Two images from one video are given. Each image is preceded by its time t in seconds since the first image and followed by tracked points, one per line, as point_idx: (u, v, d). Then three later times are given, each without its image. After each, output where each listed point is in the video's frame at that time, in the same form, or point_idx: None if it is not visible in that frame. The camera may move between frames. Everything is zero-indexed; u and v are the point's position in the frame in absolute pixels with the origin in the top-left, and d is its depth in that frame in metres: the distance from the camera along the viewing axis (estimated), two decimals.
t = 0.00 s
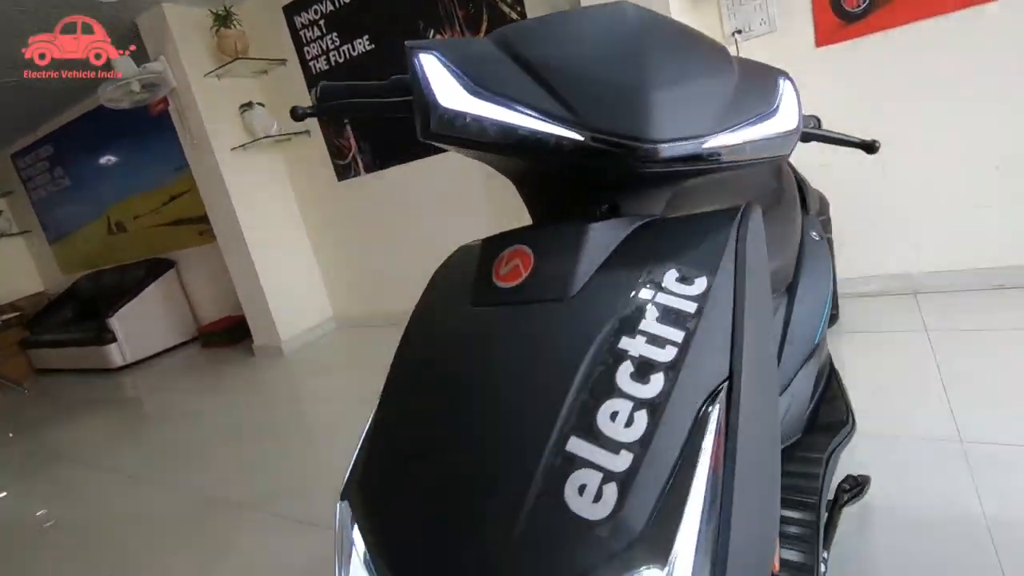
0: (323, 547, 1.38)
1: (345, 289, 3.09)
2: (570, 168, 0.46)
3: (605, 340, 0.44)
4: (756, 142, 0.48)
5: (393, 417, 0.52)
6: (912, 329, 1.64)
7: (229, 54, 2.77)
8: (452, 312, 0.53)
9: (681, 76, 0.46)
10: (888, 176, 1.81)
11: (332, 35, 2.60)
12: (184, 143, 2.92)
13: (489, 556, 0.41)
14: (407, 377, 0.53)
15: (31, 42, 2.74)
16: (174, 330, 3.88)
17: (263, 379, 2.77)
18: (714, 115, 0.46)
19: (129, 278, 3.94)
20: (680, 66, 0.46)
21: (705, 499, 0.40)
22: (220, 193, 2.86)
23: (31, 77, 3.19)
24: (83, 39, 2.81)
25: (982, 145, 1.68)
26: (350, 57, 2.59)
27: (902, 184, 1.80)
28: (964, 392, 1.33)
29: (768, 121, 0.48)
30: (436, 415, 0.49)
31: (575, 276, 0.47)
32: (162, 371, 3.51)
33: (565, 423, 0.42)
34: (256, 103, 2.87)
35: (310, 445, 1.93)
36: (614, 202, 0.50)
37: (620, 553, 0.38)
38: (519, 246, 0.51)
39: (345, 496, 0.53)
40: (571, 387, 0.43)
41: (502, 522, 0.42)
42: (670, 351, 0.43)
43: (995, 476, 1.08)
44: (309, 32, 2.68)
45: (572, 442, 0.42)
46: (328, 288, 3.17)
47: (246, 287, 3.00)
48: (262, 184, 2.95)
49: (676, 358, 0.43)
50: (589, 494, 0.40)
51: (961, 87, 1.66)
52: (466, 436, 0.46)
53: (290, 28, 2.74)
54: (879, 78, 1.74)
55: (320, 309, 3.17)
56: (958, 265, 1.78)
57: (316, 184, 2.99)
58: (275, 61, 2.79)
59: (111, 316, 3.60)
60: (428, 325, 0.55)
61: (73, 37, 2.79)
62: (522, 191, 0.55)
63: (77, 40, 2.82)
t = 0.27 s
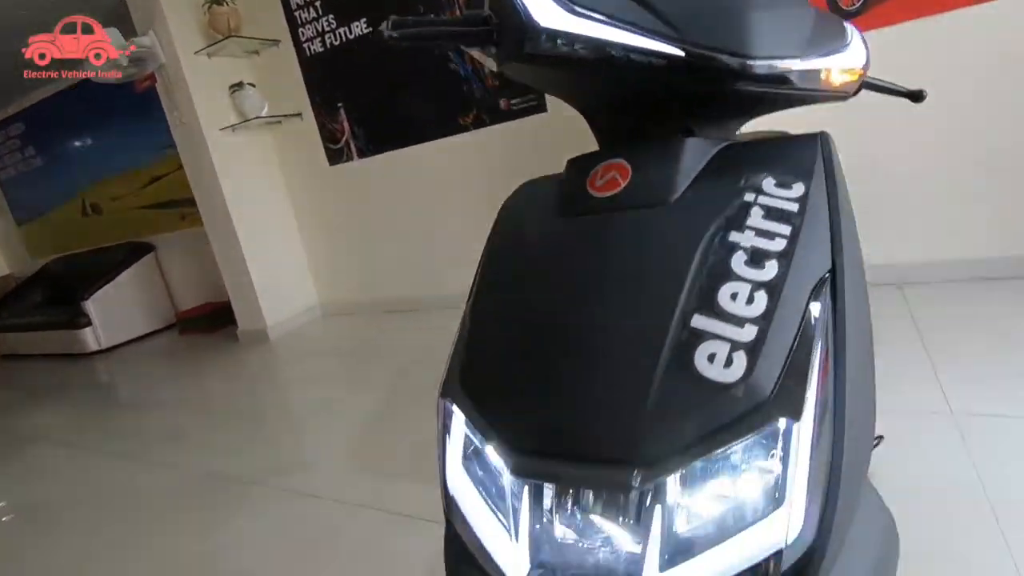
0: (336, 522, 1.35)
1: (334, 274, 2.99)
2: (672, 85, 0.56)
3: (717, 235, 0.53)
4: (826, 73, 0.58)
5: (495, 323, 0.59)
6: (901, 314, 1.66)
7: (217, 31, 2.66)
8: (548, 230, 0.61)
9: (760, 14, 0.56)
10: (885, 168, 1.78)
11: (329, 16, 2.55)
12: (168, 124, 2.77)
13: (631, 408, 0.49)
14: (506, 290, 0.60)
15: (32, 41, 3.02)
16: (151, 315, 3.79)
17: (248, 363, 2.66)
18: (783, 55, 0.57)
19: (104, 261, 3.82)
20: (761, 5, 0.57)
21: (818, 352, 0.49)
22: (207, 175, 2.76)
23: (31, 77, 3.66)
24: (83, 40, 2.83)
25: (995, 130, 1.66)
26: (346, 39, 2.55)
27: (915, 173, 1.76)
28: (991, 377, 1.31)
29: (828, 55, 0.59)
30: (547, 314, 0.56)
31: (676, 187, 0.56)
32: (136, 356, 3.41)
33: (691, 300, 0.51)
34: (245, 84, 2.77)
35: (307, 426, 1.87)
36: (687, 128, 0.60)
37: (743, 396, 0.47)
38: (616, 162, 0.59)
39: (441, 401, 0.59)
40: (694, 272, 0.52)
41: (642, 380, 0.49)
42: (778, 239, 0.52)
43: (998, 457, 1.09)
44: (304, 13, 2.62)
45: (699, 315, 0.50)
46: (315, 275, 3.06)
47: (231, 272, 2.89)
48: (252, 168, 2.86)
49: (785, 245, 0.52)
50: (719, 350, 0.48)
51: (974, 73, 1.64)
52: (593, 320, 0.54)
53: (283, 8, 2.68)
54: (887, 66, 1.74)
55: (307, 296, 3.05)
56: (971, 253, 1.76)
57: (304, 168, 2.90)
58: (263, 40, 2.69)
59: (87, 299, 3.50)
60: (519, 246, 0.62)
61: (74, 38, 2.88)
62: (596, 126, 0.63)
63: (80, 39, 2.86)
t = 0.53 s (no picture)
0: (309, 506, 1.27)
1: (305, 271, 2.88)
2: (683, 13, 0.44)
3: (745, 139, 0.38)
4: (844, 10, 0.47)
5: (503, 231, 0.44)
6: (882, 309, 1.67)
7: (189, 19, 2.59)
8: (547, 150, 0.47)
9: None
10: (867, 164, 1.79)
11: (304, 7, 2.46)
12: (135, 111, 2.68)
13: (649, 335, 0.32)
14: (516, 198, 0.45)
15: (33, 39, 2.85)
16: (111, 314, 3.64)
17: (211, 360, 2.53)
18: None
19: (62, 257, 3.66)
20: None
21: (860, 274, 0.34)
22: (176, 164, 2.65)
23: (32, 77, 3.67)
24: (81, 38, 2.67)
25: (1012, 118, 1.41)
26: (322, 31, 2.46)
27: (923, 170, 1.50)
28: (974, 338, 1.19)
29: None
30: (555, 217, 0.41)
31: (700, 100, 0.41)
32: (94, 355, 3.26)
33: (723, 201, 0.35)
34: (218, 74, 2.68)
35: (274, 416, 1.77)
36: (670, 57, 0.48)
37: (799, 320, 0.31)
38: (637, 84, 0.44)
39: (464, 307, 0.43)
40: (716, 169, 0.37)
41: (660, 305, 0.33)
42: (816, 144, 0.37)
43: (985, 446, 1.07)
44: (280, 3, 2.51)
45: (732, 216, 0.34)
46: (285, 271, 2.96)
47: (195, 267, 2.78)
48: (219, 161, 2.74)
49: (819, 153, 0.37)
50: (760, 255, 0.32)
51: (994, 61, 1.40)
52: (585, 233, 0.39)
53: None
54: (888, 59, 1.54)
55: (275, 293, 2.94)
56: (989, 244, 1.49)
57: (274, 161, 2.79)
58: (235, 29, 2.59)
59: (40, 296, 3.34)
60: (520, 166, 0.48)
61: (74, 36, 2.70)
62: (597, 60, 0.52)
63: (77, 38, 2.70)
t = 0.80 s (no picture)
0: (277, 515, 1.20)
1: (270, 283, 2.79)
2: None
3: (738, 105, 0.39)
4: None
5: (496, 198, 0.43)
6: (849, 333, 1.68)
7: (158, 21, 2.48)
8: (538, 125, 0.48)
9: None
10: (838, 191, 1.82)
11: (280, 17, 2.39)
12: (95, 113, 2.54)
13: (651, 281, 0.32)
14: (510, 168, 0.45)
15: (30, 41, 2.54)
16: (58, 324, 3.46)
17: (168, 371, 2.40)
18: None
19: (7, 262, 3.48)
20: None
21: (852, 228, 0.35)
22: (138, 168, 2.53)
23: None
24: (82, 40, 2.44)
25: (972, 145, 1.48)
26: (298, 41, 2.40)
27: (892, 196, 1.56)
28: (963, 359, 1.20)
29: None
30: (551, 180, 0.41)
31: (693, 71, 0.42)
32: (37, 367, 3.08)
33: (719, 158, 0.36)
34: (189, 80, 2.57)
35: (234, 429, 1.67)
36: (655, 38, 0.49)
37: (797, 264, 0.31)
38: (632, 57, 0.45)
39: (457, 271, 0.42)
40: (708, 131, 0.37)
41: (658, 252, 0.33)
42: (804, 111, 0.38)
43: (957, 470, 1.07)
44: (255, 12, 2.45)
45: (729, 171, 0.35)
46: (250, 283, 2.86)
47: (151, 277, 2.67)
48: (187, 167, 2.65)
49: (809, 118, 0.38)
50: (759, 205, 0.33)
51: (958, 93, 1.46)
52: (581, 192, 0.38)
53: (233, 6, 2.50)
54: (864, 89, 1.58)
55: (238, 305, 2.84)
56: (954, 267, 1.55)
57: (242, 169, 2.70)
58: (207, 35, 2.51)
59: None
60: (513, 141, 0.48)
61: (73, 37, 2.46)
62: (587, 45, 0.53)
63: (76, 39, 2.46)
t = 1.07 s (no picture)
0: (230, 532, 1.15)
1: (238, 297, 2.67)
2: None
3: (724, 90, 0.40)
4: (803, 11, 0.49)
5: (481, 178, 0.43)
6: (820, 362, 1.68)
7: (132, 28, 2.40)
8: (523, 111, 0.48)
9: None
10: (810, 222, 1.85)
11: (260, 31, 2.33)
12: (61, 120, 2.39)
13: (641, 244, 0.32)
14: (495, 150, 0.45)
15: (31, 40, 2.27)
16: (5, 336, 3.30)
17: (120, 386, 2.28)
18: None
19: None
20: None
21: (833, 205, 0.35)
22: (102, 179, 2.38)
23: None
24: (82, 39, 2.30)
25: (934, 183, 1.56)
26: (277, 56, 2.33)
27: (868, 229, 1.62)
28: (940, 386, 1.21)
29: None
30: (538, 157, 0.41)
31: (678, 60, 0.43)
32: None
33: (706, 135, 0.37)
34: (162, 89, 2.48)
35: (195, 447, 1.58)
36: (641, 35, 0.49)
37: (782, 233, 0.32)
38: (619, 46, 0.45)
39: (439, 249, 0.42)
40: (694, 111, 0.38)
41: (647, 218, 0.33)
42: (785, 97, 0.39)
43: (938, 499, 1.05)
44: (235, 26, 2.38)
45: (717, 147, 0.35)
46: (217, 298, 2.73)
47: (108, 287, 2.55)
48: (155, 176, 2.51)
49: (790, 104, 0.39)
50: (746, 177, 0.33)
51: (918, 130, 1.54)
52: (569, 168, 0.38)
53: (212, 19, 2.42)
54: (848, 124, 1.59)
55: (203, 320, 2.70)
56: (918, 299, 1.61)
57: (213, 181, 2.60)
58: (183, 45, 2.43)
59: None
60: (498, 127, 0.48)
61: (73, 37, 2.29)
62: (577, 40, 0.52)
63: (76, 40, 2.30)
